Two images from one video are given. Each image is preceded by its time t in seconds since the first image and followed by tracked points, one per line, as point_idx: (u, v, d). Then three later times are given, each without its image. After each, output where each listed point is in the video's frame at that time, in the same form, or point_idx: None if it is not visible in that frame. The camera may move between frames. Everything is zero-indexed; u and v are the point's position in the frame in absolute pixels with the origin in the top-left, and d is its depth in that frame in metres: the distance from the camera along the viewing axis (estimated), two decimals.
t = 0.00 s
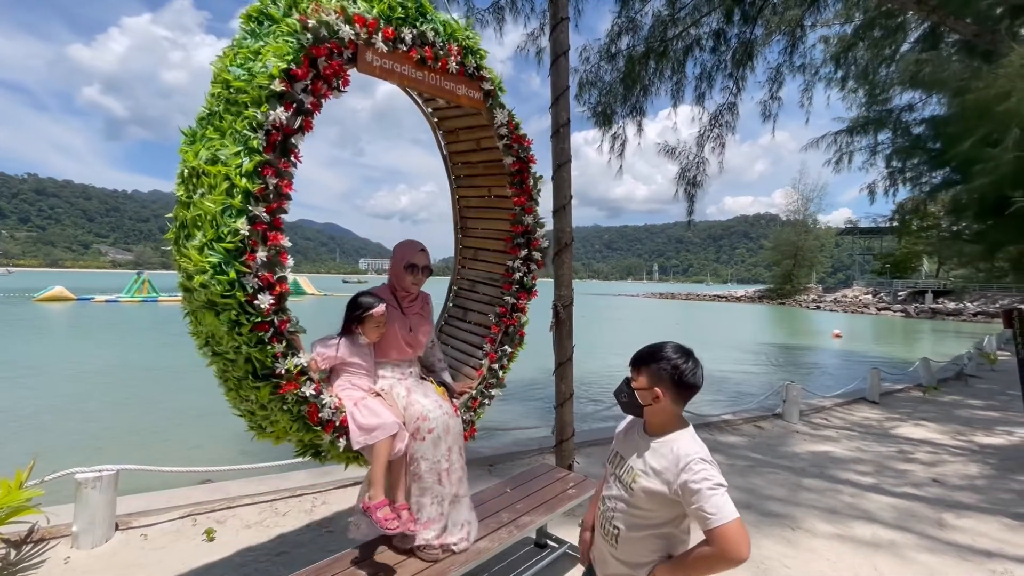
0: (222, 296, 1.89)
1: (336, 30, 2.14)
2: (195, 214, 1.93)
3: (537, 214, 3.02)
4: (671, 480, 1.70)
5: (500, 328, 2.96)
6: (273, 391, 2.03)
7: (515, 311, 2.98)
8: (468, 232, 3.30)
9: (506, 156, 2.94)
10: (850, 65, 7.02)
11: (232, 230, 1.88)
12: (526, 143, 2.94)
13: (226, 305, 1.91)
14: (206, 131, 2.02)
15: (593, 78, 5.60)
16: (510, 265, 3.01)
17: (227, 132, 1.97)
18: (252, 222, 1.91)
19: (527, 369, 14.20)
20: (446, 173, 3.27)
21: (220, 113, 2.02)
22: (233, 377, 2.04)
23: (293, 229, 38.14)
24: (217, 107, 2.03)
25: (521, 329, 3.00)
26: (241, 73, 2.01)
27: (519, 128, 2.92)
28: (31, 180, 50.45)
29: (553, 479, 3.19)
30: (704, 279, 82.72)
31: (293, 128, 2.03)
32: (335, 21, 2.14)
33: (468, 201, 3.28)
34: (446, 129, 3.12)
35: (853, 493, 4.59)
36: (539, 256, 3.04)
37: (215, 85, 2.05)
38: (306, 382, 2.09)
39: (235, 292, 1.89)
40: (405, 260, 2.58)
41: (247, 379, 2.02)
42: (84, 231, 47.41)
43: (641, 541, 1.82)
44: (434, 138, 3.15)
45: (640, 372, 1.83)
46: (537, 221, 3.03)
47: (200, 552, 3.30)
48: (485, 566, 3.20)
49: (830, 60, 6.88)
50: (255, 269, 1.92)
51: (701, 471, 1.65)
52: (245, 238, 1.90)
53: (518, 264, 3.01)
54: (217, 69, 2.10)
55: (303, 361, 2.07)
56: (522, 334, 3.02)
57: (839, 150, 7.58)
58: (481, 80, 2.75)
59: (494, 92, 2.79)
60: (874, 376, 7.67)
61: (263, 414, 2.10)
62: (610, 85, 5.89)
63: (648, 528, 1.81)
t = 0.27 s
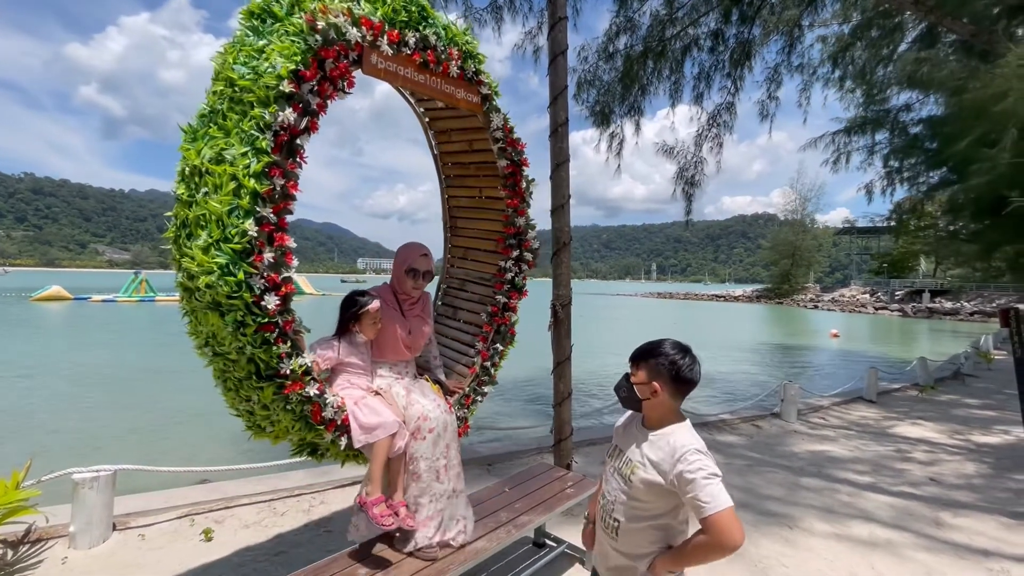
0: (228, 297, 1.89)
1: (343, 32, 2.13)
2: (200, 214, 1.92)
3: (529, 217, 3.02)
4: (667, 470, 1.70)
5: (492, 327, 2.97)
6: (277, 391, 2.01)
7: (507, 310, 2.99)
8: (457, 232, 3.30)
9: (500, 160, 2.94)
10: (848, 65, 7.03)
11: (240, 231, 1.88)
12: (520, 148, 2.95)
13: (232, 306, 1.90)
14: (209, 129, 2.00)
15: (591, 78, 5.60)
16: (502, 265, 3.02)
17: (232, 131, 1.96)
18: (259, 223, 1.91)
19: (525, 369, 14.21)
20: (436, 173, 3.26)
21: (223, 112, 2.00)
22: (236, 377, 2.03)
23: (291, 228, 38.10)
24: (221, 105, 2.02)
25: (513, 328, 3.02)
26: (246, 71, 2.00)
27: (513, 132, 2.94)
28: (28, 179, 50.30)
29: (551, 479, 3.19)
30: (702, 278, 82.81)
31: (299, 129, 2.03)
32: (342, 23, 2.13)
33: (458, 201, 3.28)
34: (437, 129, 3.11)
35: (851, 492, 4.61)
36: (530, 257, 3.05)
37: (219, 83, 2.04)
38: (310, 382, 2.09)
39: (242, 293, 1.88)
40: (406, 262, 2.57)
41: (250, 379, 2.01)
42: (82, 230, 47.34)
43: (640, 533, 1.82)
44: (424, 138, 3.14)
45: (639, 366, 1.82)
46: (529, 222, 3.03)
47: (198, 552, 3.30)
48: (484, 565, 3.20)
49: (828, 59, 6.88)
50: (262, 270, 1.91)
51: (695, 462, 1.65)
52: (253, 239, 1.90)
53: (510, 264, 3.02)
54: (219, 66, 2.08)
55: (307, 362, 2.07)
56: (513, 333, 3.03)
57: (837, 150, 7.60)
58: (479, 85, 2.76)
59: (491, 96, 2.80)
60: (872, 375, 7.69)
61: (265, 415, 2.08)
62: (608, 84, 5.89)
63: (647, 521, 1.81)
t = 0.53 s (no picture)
0: (232, 297, 1.89)
1: (346, 33, 2.13)
2: (202, 213, 1.92)
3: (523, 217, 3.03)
4: (660, 452, 1.74)
5: (486, 326, 2.97)
6: (278, 390, 2.02)
7: (500, 309, 2.99)
8: (450, 232, 3.31)
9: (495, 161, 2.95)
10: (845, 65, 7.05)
11: (243, 231, 1.88)
12: (517, 148, 2.96)
13: (235, 306, 1.90)
14: (210, 128, 2.00)
15: (589, 78, 5.61)
16: (495, 265, 3.02)
17: (235, 130, 1.96)
18: (263, 223, 1.91)
19: (523, 368, 14.21)
20: (428, 173, 3.27)
21: (226, 112, 2.01)
22: (237, 377, 2.03)
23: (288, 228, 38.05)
24: (222, 104, 2.02)
25: (506, 327, 3.01)
26: (249, 70, 2.01)
27: (509, 134, 2.95)
28: (23, 178, 50.09)
29: (549, 478, 3.20)
30: (700, 278, 82.90)
31: (303, 130, 2.03)
32: (345, 23, 2.13)
33: (450, 201, 3.29)
34: (430, 129, 3.12)
35: (848, 490, 4.62)
36: (523, 257, 3.04)
37: (220, 81, 2.04)
38: (312, 382, 2.09)
39: (246, 293, 1.88)
40: (405, 262, 2.57)
41: (252, 379, 2.01)
42: (78, 230, 47.21)
43: (639, 517, 1.84)
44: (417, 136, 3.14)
45: (633, 358, 1.87)
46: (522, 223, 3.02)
47: (195, 552, 3.29)
48: (482, 564, 3.20)
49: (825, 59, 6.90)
50: (266, 270, 1.92)
51: (686, 442, 1.69)
52: (257, 240, 1.90)
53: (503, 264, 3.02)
54: (220, 65, 2.08)
55: (309, 361, 2.07)
56: (507, 331, 3.03)
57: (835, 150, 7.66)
58: (476, 87, 2.76)
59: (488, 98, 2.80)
60: (869, 374, 7.70)
61: (266, 415, 2.08)
62: (606, 84, 5.90)
63: (645, 503, 1.82)
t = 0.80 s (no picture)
0: (233, 297, 1.89)
1: (346, 34, 2.14)
2: (202, 212, 1.93)
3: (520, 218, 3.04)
4: (658, 439, 1.78)
5: (482, 326, 2.98)
6: (279, 391, 2.03)
7: (496, 309, 3.01)
8: (444, 232, 3.33)
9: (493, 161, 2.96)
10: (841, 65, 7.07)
11: (244, 231, 1.88)
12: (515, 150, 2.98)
13: (235, 306, 1.91)
14: (210, 126, 2.01)
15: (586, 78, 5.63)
16: (491, 265, 3.04)
17: (235, 130, 1.97)
18: (264, 223, 1.92)
19: (521, 368, 14.24)
20: (423, 174, 3.28)
21: (226, 111, 2.01)
22: (236, 377, 2.03)
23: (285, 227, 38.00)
24: (222, 103, 2.02)
25: (502, 327, 3.03)
26: (249, 70, 2.02)
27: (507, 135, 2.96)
28: (19, 178, 49.88)
29: (546, 477, 3.22)
30: (697, 278, 83.04)
31: (303, 130, 2.04)
32: (345, 24, 2.14)
33: (445, 201, 3.31)
34: (425, 130, 3.13)
35: (843, 489, 4.65)
36: (519, 258, 3.06)
37: (220, 80, 2.05)
38: (312, 382, 2.10)
39: (247, 293, 1.89)
40: (400, 260, 2.58)
41: (251, 379, 2.02)
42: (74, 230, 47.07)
43: (639, 508, 1.87)
44: (415, 136, 3.15)
45: (625, 354, 1.93)
46: (518, 224, 3.03)
47: (193, 552, 3.30)
48: (479, 563, 3.21)
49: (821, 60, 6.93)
50: (267, 271, 1.92)
51: (684, 426, 1.73)
52: (258, 239, 1.91)
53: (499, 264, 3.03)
54: (219, 64, 2.09)
55: (309, 361, 2.08)
56: (503, 331, 3.05)
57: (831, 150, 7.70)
58: (474, 88, 2.77)
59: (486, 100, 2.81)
60: (864, 373, 7.74)
61: (265, 415, 2.08)
62: (603, 84, 5.92)
63: (645, 493, 1.85)
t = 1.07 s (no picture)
0: (228, 296, 1.90)
1: (343, 34, 2.15)
2: (197, 212, 1.93)
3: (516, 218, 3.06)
4: (659, 437, 1.82)
5: (477, 327, 3.00)
6: (275, 391, 2.03)
7: (492, 310, 3.03)
8: (439, 233, 3.34)
9: (490, 162, 2.98)
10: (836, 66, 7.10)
11: (240, 231, 1.89)
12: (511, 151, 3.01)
13: (231, 306, 1.92)
14: (205, 126, 2.02)
15: (582, 78, 5.65)
16: (487, 266, 3.05)
17: (231, 129, 1.98)
18: (259, 223, 1.93)
19: (517, 367, 14.26)
20: (419, 174, 3.29)
21: (222, 110, 2.02)
22: (232, 377, 2.04)
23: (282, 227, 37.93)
24: (218, 102, 2.03)
25: (497, 327, 3.05)
26: (245, 69, 2.02)
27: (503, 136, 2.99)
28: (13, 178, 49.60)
29: (542, 476, 3.23)
30: (693, 278, 83.20)
31: (299, 129, 2.05)
32: (342, 24, 2.15)
33: (440, 202, 3.31)
34: (420, 130, 3.14)
35: (837, 488, 4.68)
36: (515, 258, 3.08)
37: (215, 80, 2.06)
38: (308, 382, 2.11)
39: (242, 293, 1.89)
40: (395, 259, 2.60)
41: (246, 379, 2.02)
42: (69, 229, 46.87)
43: (638, 508, 1.89)
44: (411, 136, 3.16)
45: (631, 355, 1.96)
46: (514, 224, 3.06)
47: (189, 552, 3.31)
48: (476, 563, 3.22)
49: (816, 61, 6.96)
50: (262, 270, 1.93)
51: (685, 427, 1.77)
52: (254, 239, 1.91)
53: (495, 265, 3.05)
54: (214, 64, 2.10)
55: (305, 362, 2.09)
56: (498, 331, 3.07)
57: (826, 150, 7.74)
58: (470, 89, 2.79)
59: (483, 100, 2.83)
60: (859, 373, 7.78)
61: (260, 415, 2.09)
62: (599, 85, 5.93)
63: (644, 491, 1.87)
